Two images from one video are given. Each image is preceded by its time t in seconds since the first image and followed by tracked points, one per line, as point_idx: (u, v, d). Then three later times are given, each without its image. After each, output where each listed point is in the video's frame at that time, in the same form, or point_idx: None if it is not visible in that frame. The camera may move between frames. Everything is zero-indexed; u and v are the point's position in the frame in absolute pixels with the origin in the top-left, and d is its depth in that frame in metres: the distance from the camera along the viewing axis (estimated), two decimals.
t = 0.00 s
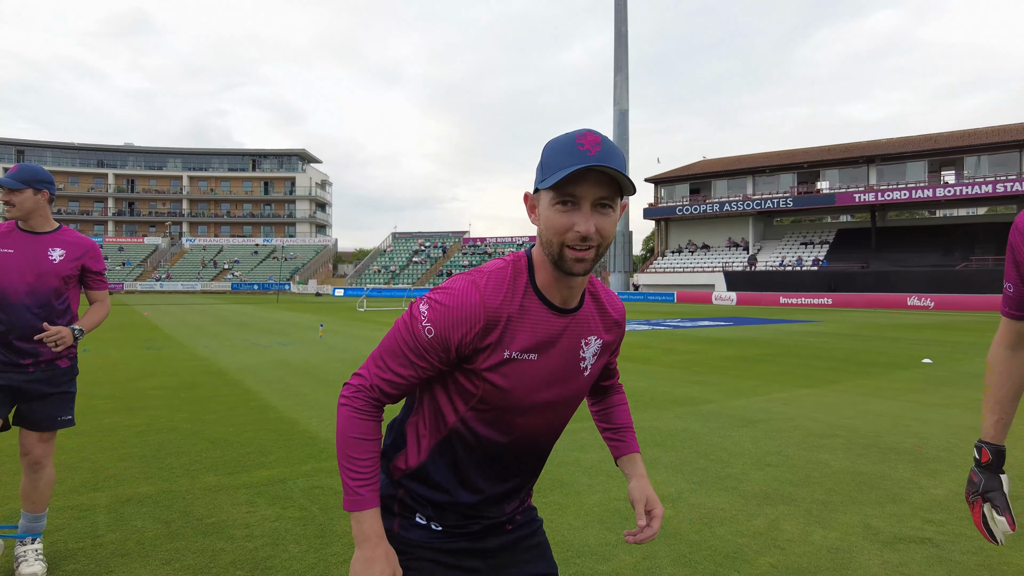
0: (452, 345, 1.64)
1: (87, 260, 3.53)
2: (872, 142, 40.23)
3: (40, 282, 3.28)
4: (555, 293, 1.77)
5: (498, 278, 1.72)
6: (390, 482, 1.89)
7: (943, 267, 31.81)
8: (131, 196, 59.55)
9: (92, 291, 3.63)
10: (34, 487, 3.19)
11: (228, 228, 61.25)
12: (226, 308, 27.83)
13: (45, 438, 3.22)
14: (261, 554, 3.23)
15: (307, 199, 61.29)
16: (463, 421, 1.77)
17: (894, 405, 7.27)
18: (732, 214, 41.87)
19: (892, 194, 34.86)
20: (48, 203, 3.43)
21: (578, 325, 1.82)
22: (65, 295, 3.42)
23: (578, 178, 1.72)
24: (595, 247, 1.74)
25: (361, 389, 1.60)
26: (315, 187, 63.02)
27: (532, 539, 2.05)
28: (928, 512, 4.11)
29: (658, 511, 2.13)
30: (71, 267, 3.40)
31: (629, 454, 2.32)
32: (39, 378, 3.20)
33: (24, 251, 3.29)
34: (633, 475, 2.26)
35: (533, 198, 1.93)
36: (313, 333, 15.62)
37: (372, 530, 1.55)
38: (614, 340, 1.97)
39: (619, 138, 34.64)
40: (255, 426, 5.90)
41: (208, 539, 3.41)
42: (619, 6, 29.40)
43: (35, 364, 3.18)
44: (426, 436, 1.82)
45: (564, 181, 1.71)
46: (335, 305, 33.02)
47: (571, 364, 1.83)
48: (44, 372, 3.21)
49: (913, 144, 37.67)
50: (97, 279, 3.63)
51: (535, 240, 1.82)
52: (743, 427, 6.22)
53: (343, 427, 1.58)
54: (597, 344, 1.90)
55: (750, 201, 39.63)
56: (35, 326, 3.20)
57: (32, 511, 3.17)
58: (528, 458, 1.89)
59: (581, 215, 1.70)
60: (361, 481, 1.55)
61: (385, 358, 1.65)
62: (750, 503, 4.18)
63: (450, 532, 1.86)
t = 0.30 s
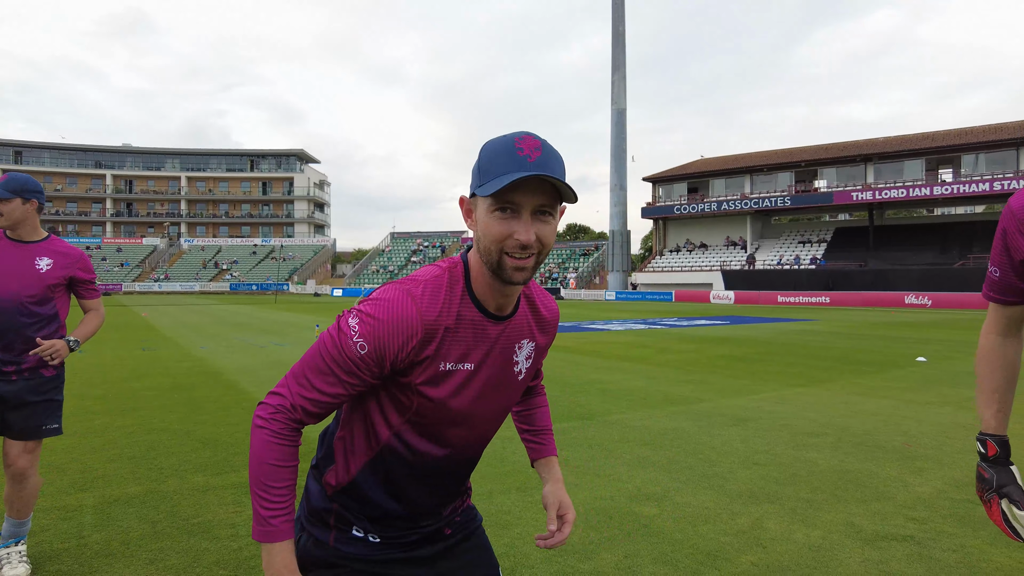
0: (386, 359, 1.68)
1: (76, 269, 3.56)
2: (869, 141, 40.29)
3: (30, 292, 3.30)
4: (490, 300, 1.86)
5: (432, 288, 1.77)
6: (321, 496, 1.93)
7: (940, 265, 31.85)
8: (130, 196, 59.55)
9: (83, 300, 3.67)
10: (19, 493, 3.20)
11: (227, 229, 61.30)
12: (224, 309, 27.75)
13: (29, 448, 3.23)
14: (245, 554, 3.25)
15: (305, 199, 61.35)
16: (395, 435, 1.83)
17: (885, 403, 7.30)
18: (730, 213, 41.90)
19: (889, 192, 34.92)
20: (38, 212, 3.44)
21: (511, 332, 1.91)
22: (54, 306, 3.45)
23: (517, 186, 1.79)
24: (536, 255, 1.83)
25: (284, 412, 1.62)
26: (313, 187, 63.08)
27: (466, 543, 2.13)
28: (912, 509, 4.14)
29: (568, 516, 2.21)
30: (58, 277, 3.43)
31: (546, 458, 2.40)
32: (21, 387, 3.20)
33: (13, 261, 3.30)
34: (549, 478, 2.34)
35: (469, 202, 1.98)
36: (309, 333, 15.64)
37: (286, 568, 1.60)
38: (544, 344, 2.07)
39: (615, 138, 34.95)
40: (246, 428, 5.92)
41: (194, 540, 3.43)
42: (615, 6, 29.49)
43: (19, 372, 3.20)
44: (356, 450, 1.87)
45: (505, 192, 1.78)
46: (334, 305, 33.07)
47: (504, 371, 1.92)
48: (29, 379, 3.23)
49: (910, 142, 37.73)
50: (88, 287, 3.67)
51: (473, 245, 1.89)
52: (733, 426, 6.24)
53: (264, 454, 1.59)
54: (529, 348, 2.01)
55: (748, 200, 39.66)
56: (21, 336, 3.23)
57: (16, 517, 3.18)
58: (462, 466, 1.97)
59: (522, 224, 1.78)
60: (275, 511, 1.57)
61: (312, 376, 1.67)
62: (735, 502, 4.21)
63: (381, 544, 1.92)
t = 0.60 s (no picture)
0: (377, 326, 1.72)
1: (64, 263, 3.58)
2: (871, 140, 40.21)
3: (19, 289, 3.34)
4: (468, 270, 1.93)
5: (412, 259, 1.83)
6: (326, 464, 1.95)
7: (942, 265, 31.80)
8: (133, 198, 59.77)
9: (73, 294, 3.70)
10: (10, 483, 3.24)
11: (229, 230, 61.51)
12: (227, 309, 27.81)
13: (21, 436, 3.28)
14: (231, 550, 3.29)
15: (308, 200, 61.53)
16: (390, 399, 1.86)
17: (879, 402, 7.31)
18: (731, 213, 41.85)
19: (891, 191, 34.86)
20: (27, 208, 3.46)
21: (492, 301, 1.97)
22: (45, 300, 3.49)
23: (480, 157, 1.87)
24: (503, 221, 1.90)
25: (290, 382, 1.65)
26: (316, 188, 63.25)
27: (465, 512, 2.15)
28: (899, 507, 4.15)
29: (580, 477, 2.23)
30: (46, 274, 3.45)
31: (557, 426, 2.40)
32: (13, 382, 3.24)
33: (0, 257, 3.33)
34: (560, 446, 2.35)
35: (441, 183, 2.07)
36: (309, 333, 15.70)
37: (319, 515, 1.61)
38: (528, 314, 2.11)
39: (616, 138, 34.90)
40: (240, 426, 5.97)
41: (182, 536, 3.47)
42: (616, 6, 29.49)
43: (9, 369, 3.24)
44: (356, 416, 1.90)
45: (473, 162, 1.86)
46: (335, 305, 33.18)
47: (488, 338, 1.96)
48: (18, 375, 3.27)
49: (912, 142, 37.64)
50: (79, 281, 3.72)
51: (448, 220, 1.96)
52: (725, 425, 6.26)
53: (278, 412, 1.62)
54: (512, 319, 2.05)
55: (749, 199, 39.61)
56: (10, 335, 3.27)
57: (10, 506, 3.23)
58: (458, 433, 1.99)
59: (488, 189, 1.86)
60: (302, 468, 1.60)
61: (313, 346, 1.70)
62: (721, 500, 4.23)
63: (389, 505, 1.94)
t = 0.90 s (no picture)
0: (353, 331, 1.78)
1: (66, 274, 3.66)
2: (876, 140, 40.09)
3: (21, 299, 3.39)
4: (445, 275, 1.97)
5: (388, 265, 1.88)
6: (316, 466, 1.99)
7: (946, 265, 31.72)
8: (139, 198, 60.06)
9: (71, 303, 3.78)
10: (9, 479, 3.30)
11: (235, 230, 61.76)
12: (232, 309, 27.88)
13: (17, 433, 3.33)
14: (226, 547, 3.33)
15: (312, 200, 61.79)
16: (373, 400, 1.90)
17: (876, 403, 7.32)
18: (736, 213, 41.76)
19: (896, 191, 34.76)
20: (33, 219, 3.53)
21: (468, 303, 2.01)
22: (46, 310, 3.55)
23: (454, 167, 1.91)
24: (478, 227, 1.94)
25: (273, 386, 1.72)
26: (320, 189, 63.51)
27: (457, 508, 2.18)
28: (892, 507, 4.17)
29: (554, 471, 2.29)
30: (45, 286, 3.50)
31: (533, 421, 2.45)
32: (10, 384, 3.31)
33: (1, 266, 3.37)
34: (536, 439, 2.40)
35: (417, 190, 2.12)
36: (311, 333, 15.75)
37: (300, 511, 1.71)
38: (503, 314, 2.16)
39: (621, 138, 34.88)
40: (239, 426, 6.01)
41: (180, 533, 3.52)
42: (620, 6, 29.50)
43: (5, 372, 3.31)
44: (342, 416, 1.94)
45: (447, 170, 1.90)
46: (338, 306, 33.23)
47: (467, 338, 2.01)
48: (13, 376, 3.34)
49: (917, 141, 37.52)
50: (78, 289, 3.81)
51: (425, 228, 2.00)
52: (722, 425, 6.28)
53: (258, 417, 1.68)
54: (489, 320, 2.10)
55: (754, 199, 39.52)
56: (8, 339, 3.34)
57: (9, 503, 3.28)
58: (441, 431, 2.03)
59: (463, 199, 1.90)
60: (284, 471, 1.67)
61: (293, 353, 1.76)
62: (715, 500, 4.25)
63: (386, 502, 1.98)
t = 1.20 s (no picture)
0: (350, 322, 1.83)
1: (81, 274, 3.75)
2: (882, 140, 39.97)
3: (36, 289, 3.46)
4: (444, 273, 2.02)
5: (389, 261, 1.94)
6: (305, 456, 2.04)
7: (953, 266, 31.58)
8: (146, 198, 60.36)
9: (83, 302, 3.84)
10: (27, 478, 3.38)
11: (241, 230, 62.04)
12: (239, 308, 28.01)
13: (36, 433, 3.41)
14: (237, 543, 3.39)
15: (318, 200, 62.03)
16: (367, 393, 1.96)
17: (880, 404, 7.33)
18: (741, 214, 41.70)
19: (903, 192, 34.63)
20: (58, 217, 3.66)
21: (468, 302, 2.06)
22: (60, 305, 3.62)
23: (454, 165, 1.98)
24: (476, 225, 1.99)
25: (270, 370, 1.78)
26: (326, 189, 63.78)
27: (445, 509, 2.21)
28: (895, 507, 4.20)
29: (549, 465, 2.35)
30: (61, 279, 3.57)
31: (528, 415, 2.50)
32: (24, 377, 3.37)
33: (20, 258, 3.47)
34: (530, 433, 2.44)
35: (421, 192, 2.19)
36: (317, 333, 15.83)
37: (284, 497, 1.76)
38: (503, 315, 2.22)
39: (626, 139, 34.90)
40: (247, 424, 6.06)
41: (192, 528, 3.58)
42: (626, 6, 29.52)
43: (20, 364, 3.36)
44: (335, 410, 2.00)
45: (447, 169, 1.97)
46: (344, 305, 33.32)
47: (462, 335, 2.05)
48: (28, 371, 3.39)
49: (923, 142, 37.39)
50: (89, 291, 3.86)
51: (426, 226, 2.07)
52: (726, 425, 6.32)
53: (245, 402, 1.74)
54: (489, 320, 2.14)
55: (759, 200, 39.46)
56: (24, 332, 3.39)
57: (24, 500, 3.35)
58: (432, 429, 2.07)
59: (461, 196, 1.95)
60: (273, 454, 1.72)
61: (291, 341, 1.83)
62: (720, 499, 4.28)
63: (365, 498, 2.02)
